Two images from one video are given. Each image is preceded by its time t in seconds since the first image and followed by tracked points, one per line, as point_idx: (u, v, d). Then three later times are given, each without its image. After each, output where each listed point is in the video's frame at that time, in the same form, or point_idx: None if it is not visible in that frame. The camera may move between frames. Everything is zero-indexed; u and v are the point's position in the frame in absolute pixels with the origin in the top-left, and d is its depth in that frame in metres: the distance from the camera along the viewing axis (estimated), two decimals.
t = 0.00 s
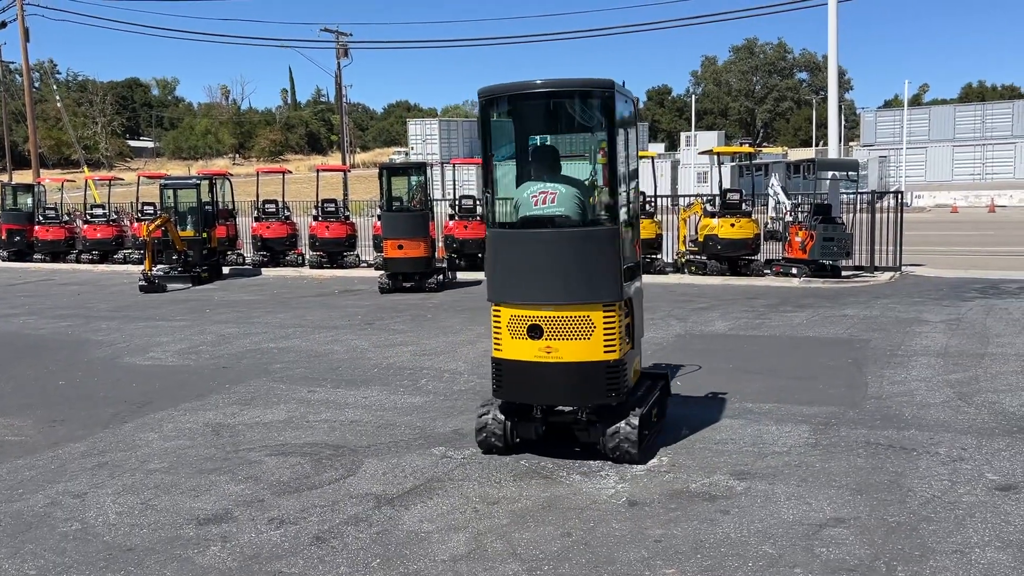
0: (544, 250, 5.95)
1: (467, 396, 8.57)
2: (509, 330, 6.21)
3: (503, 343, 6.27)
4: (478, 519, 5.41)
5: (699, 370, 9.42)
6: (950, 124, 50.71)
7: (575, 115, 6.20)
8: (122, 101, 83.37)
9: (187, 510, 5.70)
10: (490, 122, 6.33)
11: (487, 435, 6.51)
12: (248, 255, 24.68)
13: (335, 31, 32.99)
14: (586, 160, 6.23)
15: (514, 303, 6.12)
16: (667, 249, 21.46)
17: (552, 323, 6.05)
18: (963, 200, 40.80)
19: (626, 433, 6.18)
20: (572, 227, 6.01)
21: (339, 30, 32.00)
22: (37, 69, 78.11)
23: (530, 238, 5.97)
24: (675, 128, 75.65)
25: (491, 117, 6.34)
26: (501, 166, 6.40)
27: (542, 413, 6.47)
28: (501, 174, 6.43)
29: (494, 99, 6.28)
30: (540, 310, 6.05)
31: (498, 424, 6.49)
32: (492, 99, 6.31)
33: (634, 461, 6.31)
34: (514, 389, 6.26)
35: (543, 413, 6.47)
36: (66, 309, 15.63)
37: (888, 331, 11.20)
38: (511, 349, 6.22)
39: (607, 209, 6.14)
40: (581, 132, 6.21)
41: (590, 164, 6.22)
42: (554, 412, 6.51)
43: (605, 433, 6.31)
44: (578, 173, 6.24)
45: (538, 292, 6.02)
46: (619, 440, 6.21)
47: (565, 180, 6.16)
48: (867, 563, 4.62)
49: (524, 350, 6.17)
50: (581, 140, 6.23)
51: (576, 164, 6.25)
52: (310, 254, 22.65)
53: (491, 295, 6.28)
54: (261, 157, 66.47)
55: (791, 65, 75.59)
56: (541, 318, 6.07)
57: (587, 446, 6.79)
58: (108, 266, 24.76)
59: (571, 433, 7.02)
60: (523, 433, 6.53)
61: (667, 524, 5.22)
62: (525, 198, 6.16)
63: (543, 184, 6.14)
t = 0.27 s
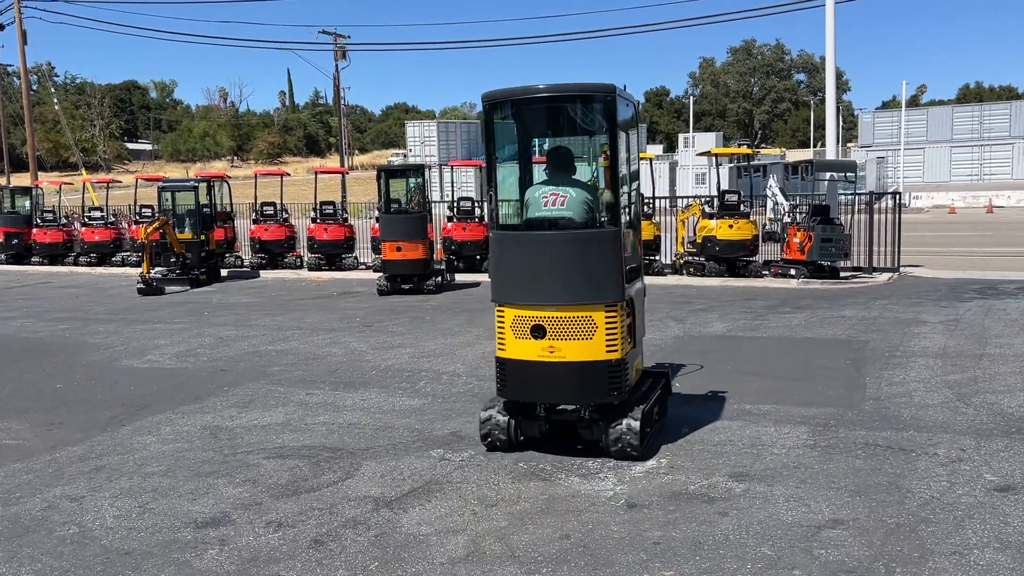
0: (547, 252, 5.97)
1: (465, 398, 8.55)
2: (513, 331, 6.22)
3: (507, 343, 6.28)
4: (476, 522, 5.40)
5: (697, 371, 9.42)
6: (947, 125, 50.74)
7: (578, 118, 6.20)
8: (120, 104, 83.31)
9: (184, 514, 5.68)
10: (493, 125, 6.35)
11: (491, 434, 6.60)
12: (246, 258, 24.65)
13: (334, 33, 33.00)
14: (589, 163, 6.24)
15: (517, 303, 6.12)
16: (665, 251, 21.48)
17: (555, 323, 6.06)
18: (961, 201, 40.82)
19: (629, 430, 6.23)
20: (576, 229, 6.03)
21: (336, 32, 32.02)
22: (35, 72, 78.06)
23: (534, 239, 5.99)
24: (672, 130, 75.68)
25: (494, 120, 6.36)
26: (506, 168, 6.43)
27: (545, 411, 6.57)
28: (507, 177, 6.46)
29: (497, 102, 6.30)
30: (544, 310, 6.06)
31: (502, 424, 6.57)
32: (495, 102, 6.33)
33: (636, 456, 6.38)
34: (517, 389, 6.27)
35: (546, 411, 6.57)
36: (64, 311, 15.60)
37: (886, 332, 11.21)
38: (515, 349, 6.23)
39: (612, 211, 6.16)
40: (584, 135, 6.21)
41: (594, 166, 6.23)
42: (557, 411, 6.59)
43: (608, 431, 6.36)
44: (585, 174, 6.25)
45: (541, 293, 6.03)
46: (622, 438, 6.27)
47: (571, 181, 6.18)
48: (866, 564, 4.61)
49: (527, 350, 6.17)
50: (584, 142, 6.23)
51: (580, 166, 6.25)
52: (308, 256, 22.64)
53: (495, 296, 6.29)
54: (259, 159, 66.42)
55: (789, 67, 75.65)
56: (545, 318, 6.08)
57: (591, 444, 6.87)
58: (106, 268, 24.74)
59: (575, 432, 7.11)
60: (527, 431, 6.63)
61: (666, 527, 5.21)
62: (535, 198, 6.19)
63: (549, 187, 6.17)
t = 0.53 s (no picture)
0: (549, 251, 5.99)
1: (464, 400, 8.55)
2: (515, 329, 6.24)
3: (509, 342, 6.30)
4: (475, 525, 5.39)
5: (696, 373, 9.42)
6: (945, 126, 50.78)
7: (580, 121, 6.22)
8: (118, 106, 83.24)
9: (183, 517, 5.68)
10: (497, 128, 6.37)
11: (496, 431, 6.69)
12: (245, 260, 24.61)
13: (332, 35, 33.00)
14: (591, 166, 6.25)
15: (519, 302, 6.14)
16: (664, 252, 21.47)
17: (557, 323, 6.08)
18: (959, 202, 40.85)
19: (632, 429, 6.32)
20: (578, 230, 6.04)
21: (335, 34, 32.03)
22: (33, 74, 78.00)
23: (536, 240, 6.01)
24: (671, 131, 75.73)
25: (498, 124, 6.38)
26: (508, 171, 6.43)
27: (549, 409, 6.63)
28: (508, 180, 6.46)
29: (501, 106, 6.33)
30: (545, 309, 6.08)
31: (507, 421, 6.65)
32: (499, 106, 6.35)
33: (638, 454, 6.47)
34: (519, 387, 6.29)
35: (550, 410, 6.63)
36: (62, 314, 15.58)
37: (885, 332, 11.22)
38: (517, 348, 6.25)
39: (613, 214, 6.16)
40: (585, 138, 6.22)
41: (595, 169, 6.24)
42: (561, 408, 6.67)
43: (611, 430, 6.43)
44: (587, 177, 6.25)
45: (542, 292, 6.05)
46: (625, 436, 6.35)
47: (573, 184, 6.18)
48: (865, 566, 4.62)
49: (529, 349, 6.18)
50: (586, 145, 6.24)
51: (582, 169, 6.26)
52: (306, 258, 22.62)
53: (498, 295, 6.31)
54: (257, 161, 66.40)
55: (787, 68, 75.72)
56: (546, 318, 6.10)
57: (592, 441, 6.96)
58: (104, 271, 24.71)
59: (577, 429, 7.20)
60: (531, 429, 6.72)
61: (665, 529, 5.21)
62: (537, 200, 6.20)
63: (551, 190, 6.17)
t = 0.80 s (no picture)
0: (561, 252, 6.07)
1: (463, 402, 8.54)
2: (527, 330, 6.28)
3: (521, 342, 6.33)
4: (475, 526, 5.39)
5: (696, 374, 9.43)
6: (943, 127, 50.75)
7: (586, 124, 6.25)
8: (117, 108, 83.24)
9: (182, 519, 5.67)
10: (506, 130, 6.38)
11: (506, 430, 6.72)
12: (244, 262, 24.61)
13: (330, 37, 33.02)
14: (596, 168, 6.29)
15: (532, 303, 6.20)
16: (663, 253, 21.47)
17: (570, 323, 6.15)
18: (957, 203, 40.88)
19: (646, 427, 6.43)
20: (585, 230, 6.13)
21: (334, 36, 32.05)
22: (31, 77, 77.99)
23: (548, 240, 6.08)
24: (669, 132, 75.79)
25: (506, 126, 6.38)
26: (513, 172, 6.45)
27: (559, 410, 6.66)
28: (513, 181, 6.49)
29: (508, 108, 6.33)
30: (559, 310, 6.14)
31: (518, 421, 6.69)
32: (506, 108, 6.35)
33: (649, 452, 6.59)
34: (531, 388, 6.32)
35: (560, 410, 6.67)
36: (61, 316, 15.57)
37: (884, 333, 11.22)
38: (529, 348, 6.28)
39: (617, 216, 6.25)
40: (591, 140, 6.27)
41: (599, 170, 6.28)
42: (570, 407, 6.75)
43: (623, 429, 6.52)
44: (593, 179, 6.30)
45: (554, 292, 6.12)
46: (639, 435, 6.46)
47: (578, 186, 6.24)
48: (865, 566, 4.62)
49: (542, 349, 6.22)
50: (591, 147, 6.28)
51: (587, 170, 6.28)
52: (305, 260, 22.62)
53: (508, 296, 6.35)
54: (256, 163, 66.42)
55: (785, 69, 75.78)
56: (560, 318, 6.16)
57: (600, 439, 7.05)
58: (103, 273, 24.71)
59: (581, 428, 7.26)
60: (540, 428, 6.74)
61: (665, 530, 5.21)
62: (541, 203, 6.27)
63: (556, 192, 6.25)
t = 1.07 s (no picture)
0: (583, 252, 6.23)
1: (462, 403, 8.55)
2: (549, 330, 6.40)
3: (543, 342, 6.44)
4: (474, 528, 5.39)
5: (695, 375, 9.44)
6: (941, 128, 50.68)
7: (597, 126, 6.45)
8: (115, 110, 83.20)
9: (180, 522, 5.67)
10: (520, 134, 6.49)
11: (524, 432, 6.70)
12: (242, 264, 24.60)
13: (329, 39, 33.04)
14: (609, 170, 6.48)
15: (554, 303, 6.33)
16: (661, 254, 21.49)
17: (594, 323, 6.32)
18: (955, 204, 40.92)
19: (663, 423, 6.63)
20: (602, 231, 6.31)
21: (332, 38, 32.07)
22: (30, 79, 78.01)
23: (570, 242, 6.24)
24: (667, 134, 75.88)
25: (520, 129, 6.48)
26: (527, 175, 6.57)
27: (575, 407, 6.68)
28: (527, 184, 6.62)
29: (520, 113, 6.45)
30: (582, 310, 6.30)
31: (537, 421, 6.70)
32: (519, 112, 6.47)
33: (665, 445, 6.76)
34: (555, 388, 6.45)
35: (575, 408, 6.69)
36: (59, 319, 15.55)
37: (882, 334, 11.24)
38: (552, 348, 6.40)
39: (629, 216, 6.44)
40: (602, 142, 6.46)
41: (610, 171, 6.46)
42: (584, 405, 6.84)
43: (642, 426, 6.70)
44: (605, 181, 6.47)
45: (577, 293, 6.27)
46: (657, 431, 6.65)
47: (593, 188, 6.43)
48: (863, 568, 4.62)
49: (567, 348, 6.36)
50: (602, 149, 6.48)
51: (599, 171, 6.45)
52: (304, 262, 22.62)
53: (527, 296, 6.46)
54: (254, 165, 66.44)
55: (783, 71, 75.94)
56: (584, 318, 6.32)
57: (615, 437, 7.14)
58: (101, 275, 24.69)
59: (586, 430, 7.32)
60: (557, 428, 6.75)
61: (664, 531, 5.21)
62: (556, 206, 6.40)
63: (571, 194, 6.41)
